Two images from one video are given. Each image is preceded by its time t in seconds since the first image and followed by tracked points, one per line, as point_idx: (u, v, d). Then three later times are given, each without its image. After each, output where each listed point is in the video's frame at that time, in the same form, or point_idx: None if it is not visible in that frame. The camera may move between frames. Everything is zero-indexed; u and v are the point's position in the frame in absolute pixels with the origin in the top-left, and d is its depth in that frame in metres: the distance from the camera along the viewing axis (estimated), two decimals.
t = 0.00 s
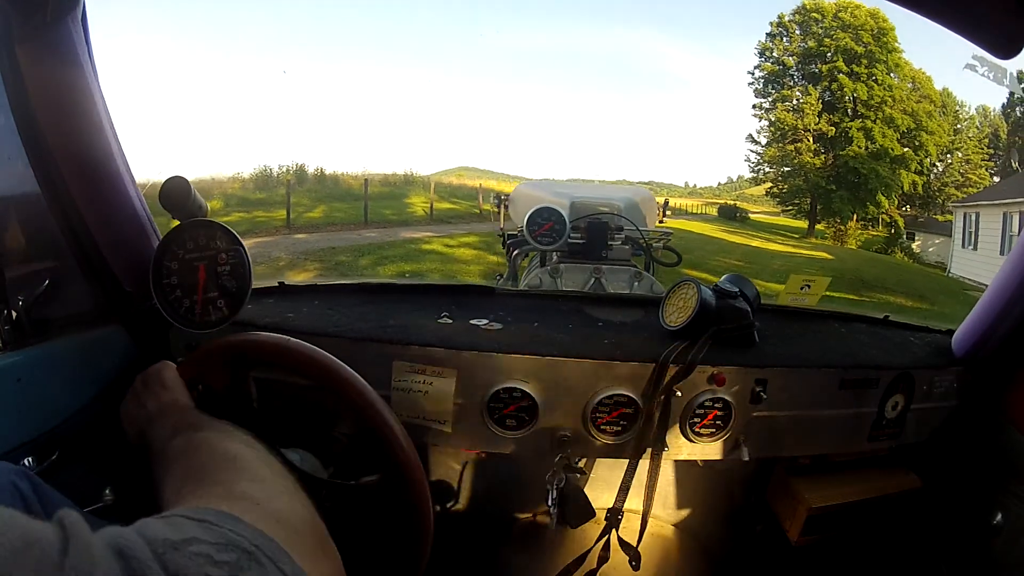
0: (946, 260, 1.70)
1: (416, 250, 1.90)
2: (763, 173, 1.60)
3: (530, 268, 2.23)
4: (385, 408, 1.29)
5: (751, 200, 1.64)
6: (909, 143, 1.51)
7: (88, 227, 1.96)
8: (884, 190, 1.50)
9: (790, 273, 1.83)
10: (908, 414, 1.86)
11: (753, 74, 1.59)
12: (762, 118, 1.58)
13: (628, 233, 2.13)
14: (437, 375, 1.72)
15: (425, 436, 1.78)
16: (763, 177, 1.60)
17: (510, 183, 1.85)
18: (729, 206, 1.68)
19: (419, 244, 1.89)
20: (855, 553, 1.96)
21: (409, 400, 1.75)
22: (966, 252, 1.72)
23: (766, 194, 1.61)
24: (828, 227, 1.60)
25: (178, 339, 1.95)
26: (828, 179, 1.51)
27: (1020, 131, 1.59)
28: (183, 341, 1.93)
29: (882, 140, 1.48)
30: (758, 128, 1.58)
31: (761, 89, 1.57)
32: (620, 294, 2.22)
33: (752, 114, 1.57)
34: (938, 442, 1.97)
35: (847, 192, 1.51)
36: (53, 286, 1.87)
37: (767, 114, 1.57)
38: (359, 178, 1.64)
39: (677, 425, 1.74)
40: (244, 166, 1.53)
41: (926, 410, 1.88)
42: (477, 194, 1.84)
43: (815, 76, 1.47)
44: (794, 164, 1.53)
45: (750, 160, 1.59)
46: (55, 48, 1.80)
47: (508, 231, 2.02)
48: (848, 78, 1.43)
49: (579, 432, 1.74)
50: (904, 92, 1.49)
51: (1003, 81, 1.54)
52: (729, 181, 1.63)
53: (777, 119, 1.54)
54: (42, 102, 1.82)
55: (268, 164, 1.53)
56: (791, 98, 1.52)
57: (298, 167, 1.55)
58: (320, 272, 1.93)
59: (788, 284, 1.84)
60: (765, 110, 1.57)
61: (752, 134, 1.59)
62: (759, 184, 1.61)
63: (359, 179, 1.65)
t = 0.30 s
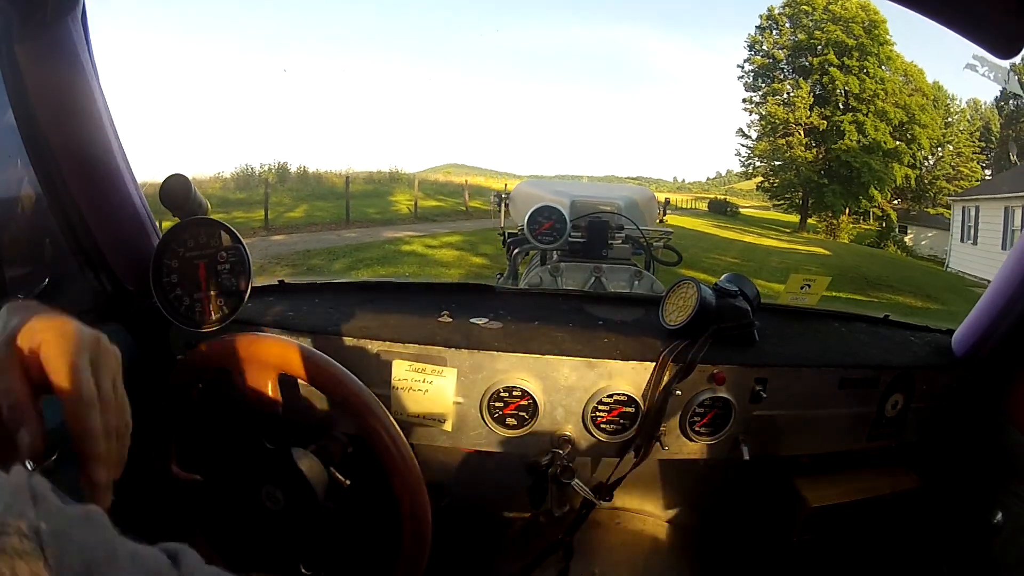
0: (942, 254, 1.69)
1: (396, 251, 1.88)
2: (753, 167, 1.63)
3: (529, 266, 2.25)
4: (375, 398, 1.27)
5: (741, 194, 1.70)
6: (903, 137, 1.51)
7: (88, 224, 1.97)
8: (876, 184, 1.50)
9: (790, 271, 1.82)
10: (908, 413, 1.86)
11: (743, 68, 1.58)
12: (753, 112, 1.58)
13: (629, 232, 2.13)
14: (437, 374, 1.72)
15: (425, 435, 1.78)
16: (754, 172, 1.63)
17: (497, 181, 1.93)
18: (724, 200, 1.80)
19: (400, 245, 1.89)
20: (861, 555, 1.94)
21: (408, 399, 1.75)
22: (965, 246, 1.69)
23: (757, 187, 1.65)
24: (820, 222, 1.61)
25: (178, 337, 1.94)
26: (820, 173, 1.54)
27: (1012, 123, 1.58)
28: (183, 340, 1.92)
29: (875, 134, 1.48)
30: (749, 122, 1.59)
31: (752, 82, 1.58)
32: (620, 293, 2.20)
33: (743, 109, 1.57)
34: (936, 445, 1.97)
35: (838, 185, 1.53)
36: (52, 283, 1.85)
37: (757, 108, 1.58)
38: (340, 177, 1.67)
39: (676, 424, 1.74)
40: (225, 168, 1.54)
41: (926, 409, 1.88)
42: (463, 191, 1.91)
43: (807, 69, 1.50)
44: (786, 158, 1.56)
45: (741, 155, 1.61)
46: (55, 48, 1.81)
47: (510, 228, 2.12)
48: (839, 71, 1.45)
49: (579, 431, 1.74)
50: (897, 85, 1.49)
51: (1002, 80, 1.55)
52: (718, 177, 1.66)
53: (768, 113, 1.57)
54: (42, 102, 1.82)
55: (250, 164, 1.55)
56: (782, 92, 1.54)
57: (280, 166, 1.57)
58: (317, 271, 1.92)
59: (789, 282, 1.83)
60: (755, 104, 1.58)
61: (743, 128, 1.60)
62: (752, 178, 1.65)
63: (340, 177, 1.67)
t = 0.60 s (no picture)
0: (947, 254, 1.70)
1: (381, 255, 1.95)
2: (750, 166, 1.62)
3: (529, 267, 2.25)
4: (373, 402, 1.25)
5: (736, 192, 1.72)
6: (900, 134, 1.49)
7: (87, 225, 1.96)
8: (874, 181, 1.53)
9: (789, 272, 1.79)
10: (908, 414, 1.86)
11: (740, 65, 1.58)
12: (749, 109, 1.57)
13: (629, 233, 2.15)
14: (437, 375, 1.73)
15: (425, 437, 1.78)
16: (751, 171, 1.63)
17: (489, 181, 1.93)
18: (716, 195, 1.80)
19: (386, 247, 1.97)
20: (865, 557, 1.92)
21: (409, 400, 1.76)
22: (966, 245, 1.71)
23: (753, 186, 1.65)
24: (816, 220, 1.61)
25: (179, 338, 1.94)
26: (817, 172, 1.54)
27: (1009, 120, 1.57)
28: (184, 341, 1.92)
29: (873, 131, 1.47)
30: (744, 119, 1.59)
31: (748, 80, 1.57)
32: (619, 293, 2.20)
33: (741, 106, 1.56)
34: (935, 445, 1.95)
35: (836, 184, 1.53)
36: (53, 286, 1.87)
37: (755, 106, 1.56)
38: (329, 179, 1.77)
39: (676, 425, 1.74)
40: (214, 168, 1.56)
41: (926, 410, 1.88)
42: (454, 191, 1.97)
43: (804, 66, 1.49)
44: (784, 156, 1.56)
45: (737, 153, 1.61)
46: (55, 50, 1.81)
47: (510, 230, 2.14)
48: (837, 68, 1.43)
49: (579, 433, 1.74)
50: (894, 83, 1.46)
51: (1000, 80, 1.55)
52: (713, 175, 1.67)
53: (764, 111, 1.55)
54: (42, 104, 1.82)
55: (239, 166, 1.57)
56: (778, 89, 1.52)
57: (269, 167, 1.61)
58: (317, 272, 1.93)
59: (788, 284, 1.81)
60: (752, 102, 1.57)
61: (739, 126, 1.59)
62: (750, 177, 1.64)
63: (329, 178, 1.76)
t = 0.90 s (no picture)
0: (951, 254, 1.69)
1: (369, 254, 1.92)
2: (750, 160, 1.64)
3: (529, 266, 2.25)
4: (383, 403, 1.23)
5: (734, 188, 1.75)
6: (901, 131, 1.49)
7: (87, 223, 1.97)
8: (875, 179, 1.52)
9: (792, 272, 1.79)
10: (908, 413, 1.86)
11: (739, 62, 1.60)
12: (749, 105, 1.58)
13: (628, 231, 2.15)
14: (437, 373, 1.73)
15: (425, 436, 1.78)
16: (750, 167, 1.66)
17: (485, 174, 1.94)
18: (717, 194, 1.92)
19: (376, 247, 1.93)
20: (862, 556, 1.93)
21: (408, 399, 1.76)
22: (975, 244, 1.70)
23: (752, 182, 1.68)
24: (817, 217, 1.64)
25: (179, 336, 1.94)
26: (817, 168, 1.56)
27: (1010, 119, 1.54)
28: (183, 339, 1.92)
29: (873, 128, 1.47)
30: (744, 116, 1.59)
31: (747, 76, 1.58)
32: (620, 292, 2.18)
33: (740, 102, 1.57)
34: (937, 444, 1.97)
35: (836, 180, 1.55)
36: (53, 284, 1.85)
37: (754, 102, 1.57)
38: (320, 174, 1.74)
39: (676, 424, 1.74)
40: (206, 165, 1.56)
41: (926, 409, 1.88)
42: (450, 187, 2.00)
43: (803, 63, 1.52)
44: (783, 152, 1.58)
45: (737, 150, 1.62)
46: (55, 49, 1.81)
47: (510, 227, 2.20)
48: (836, 65, 1.47)
49: (579, 432, 1.74)
50: (894, 80, 1.48)
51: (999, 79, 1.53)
52: (713, 172, 1.67)
53: (763, 107, 1.56)
54: (42, 103, 1.82)
55: (231, 163, 1.57)
56: (778, 85, 1.54)
57: (262, 163, 1.60)
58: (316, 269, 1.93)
59: (789, 284, 1.81)
60: (752, 98, 1.58)
61: (739, 123, 1.60)
62: (749, 172, 1.67)
63: (322, 173, 1.74)
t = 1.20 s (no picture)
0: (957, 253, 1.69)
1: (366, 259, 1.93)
2: (756, 159, 1.67)
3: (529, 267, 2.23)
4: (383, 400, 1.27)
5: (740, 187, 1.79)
6: (906, 130, 1.51)
7: (88, 223, 1.96)
8: (881, 177, 1.53)
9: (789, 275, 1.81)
10: (908, 413, 1.86)
11: (743, 61, 1.61)
12: (755, 104, 1.61)
13: (628, 233, 2.16)
14: (437, 374, 1.73)
15: (426, 437, 1.78)
16: (756, 167, 1.69)
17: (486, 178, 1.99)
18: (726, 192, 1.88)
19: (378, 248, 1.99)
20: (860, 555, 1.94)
21: (409, 400, 1.76)
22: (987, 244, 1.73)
23: (757, 182, 1.71)
24: (823, 217, 1.67)
25: (179, 337, 1.94)
26: (821, 167, 1.58)
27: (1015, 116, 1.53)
28: (184, 340, 1.92)
29: (878, 126, 1.48)
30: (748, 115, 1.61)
31: (752, 75, 1.60)
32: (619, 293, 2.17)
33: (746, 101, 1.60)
34: (937, 445, 1.97)
35: (842, 179, 1.56)
36: (53, 285, 1.86)
37: (761, 101, 1.61)
38: (320, 178, 1.81)
39: (676, 425, 1.74)
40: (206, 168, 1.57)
41: (926, 410, 1.88)
42: (451, 191, 2.06)
43: (807, 61, 1.52)
44: (787, 151, 1.60)
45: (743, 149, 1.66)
46: (56, 50, 1.82)
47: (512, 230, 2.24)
48: (840, 63, 1.47)
49: (579, 433, 1.74)
50: (898, 77, 1.49)
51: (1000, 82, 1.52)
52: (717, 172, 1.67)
53: (769, 106, 1.60)
54: (43, 103, 1.81)
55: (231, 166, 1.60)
56: (781, 84, 1.57)
57: (261, 166, 1.64)
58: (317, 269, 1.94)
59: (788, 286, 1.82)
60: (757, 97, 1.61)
61: (743, 122, 1.60)
62: (755, 171, 1.70)
63: (323, 177, 1.81)
